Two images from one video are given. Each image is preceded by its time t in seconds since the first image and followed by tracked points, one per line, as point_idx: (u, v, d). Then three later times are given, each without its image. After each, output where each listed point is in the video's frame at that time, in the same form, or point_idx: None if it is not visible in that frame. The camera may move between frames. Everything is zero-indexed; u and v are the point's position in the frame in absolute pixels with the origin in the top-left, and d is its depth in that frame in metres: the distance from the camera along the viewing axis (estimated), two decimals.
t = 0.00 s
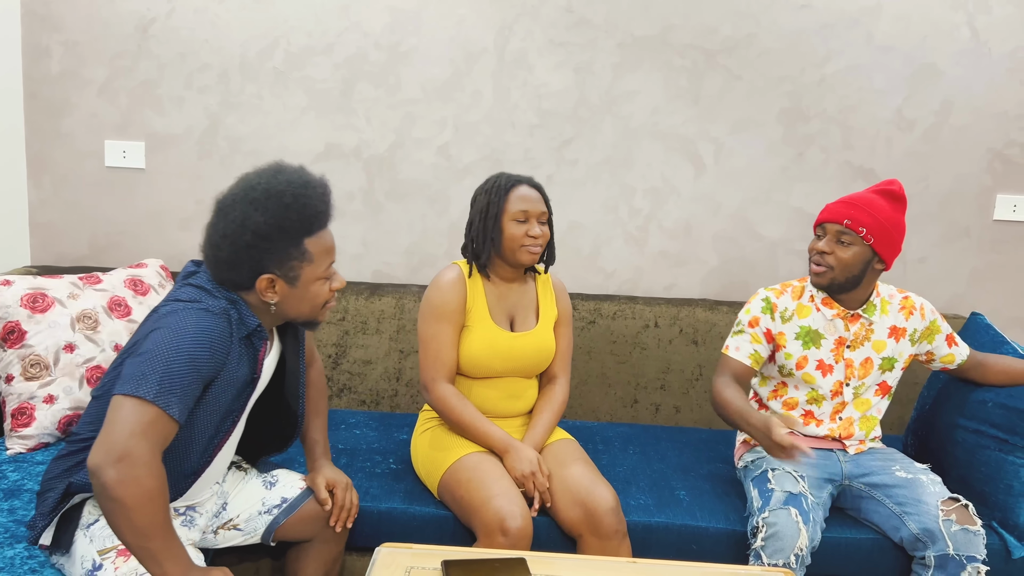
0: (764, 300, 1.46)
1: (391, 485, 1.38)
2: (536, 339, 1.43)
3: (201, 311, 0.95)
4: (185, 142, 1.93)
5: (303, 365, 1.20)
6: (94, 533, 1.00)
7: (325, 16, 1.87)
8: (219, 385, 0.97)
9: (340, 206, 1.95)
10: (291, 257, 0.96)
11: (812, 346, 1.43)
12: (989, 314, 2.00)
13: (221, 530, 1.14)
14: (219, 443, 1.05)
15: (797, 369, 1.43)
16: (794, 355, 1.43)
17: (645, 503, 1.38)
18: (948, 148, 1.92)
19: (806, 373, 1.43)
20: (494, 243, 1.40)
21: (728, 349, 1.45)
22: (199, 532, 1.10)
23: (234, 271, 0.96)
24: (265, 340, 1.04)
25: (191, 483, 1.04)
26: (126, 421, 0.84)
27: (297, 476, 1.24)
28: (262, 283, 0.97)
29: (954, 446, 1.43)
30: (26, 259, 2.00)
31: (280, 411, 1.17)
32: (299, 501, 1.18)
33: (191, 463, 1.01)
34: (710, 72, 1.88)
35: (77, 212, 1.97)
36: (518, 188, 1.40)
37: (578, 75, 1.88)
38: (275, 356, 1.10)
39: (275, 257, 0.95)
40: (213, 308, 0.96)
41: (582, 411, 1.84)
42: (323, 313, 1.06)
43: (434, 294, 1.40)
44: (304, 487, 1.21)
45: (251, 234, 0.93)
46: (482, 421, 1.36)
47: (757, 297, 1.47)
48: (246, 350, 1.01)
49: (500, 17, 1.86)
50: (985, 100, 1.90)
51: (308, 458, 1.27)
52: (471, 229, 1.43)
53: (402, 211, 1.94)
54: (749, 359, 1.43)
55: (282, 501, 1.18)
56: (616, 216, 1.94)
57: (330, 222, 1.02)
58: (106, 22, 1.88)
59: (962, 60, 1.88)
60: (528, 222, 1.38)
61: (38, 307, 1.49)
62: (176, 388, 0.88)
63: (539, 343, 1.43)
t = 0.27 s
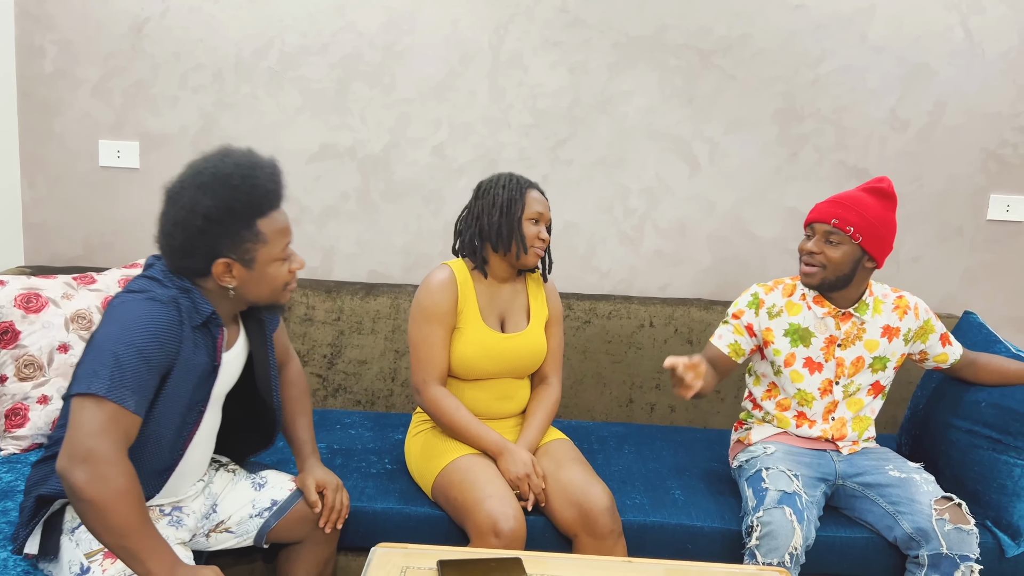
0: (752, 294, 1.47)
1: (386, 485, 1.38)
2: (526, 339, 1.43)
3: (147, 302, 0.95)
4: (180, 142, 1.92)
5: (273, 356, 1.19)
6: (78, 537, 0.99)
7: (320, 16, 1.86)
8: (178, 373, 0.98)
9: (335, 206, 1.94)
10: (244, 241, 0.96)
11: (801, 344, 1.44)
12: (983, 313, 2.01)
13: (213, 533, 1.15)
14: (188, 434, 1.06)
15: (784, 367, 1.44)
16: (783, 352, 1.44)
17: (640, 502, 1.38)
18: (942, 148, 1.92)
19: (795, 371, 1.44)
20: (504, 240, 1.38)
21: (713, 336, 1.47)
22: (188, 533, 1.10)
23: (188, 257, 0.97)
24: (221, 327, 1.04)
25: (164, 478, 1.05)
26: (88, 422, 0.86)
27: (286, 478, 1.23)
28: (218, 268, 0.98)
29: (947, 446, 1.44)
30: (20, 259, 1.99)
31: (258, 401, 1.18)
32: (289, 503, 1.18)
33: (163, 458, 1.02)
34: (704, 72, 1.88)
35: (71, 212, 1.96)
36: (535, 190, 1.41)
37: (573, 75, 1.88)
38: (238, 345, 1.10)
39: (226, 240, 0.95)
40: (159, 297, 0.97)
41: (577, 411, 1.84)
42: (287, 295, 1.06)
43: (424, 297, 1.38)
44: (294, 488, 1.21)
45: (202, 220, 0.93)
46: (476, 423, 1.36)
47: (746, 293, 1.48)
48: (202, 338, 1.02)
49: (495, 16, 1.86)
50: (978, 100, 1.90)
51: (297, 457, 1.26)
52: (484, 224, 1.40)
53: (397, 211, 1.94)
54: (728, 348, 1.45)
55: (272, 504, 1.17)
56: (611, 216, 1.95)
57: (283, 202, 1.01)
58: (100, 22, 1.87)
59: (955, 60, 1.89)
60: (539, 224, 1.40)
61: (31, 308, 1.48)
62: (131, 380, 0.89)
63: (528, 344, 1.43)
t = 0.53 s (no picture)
0: (742, 311, 1.46)
1: (381, 487, 1.38)
2: (512, 340, 1.42)
3: (103, 296, 0.96)
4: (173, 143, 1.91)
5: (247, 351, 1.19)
6: (67, 541, 0.99)
7: (315, 16, 1.86)
8: (145, 365, 0.99)
9: (329, 206, 1.94)
10: (203, 226, 0.97)
11: (795, 353, 1.43)
12: (977, 313, 2.02)
13: (206, 537, 1.14)
14: (164, 429, 1.06)
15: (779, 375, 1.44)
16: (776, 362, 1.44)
17: (636, 503, 1.38)
18: (936, 148, 1.93)
19: (788, 378, 1.44)
20: (493, 241, 1.38)
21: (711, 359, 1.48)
22: (180, 536, 1.10)
23: (149, 246, 0.98)
24: (187, 317, 1.05)
25: (145, 475, 1.05)
26: (63, 424, 0.89)
27: (278, 480, 1.23)
28: (180, 255, 0.98)
29: (940, 449, 1.44)
30: (13, 261, 1.98)
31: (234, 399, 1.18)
32: (281, 508, 1.17)
33: (141, 453, 1.02)
34: (700, 72, 1.88)
35: (64, 213, 1.95)
36: (525, 194, 1.40)
37: (568, 76, 1.88)
38: (208, 338, 1.11)
39: (186, 226, 0.96)
40: (114, 290, 0.97)
41: (573, 412, 1.84)
42: (253, 281, 1.07)
43: (410, 302, 1.38)
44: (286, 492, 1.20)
45: (159, 207, 0.95)
46: (466, 425, 1.35)
47: (737, 305, 1.48)
48: (167, 327, 1.03)
49: (490, 17, 1.85)
50: (972, 101, 1.91)
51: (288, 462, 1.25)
52: (474, 223, 1.39)
53: (392, 211, 1.94)
54: (730, 370, 1.46)
55: (264, 508, 1.16)
56: (606, 216, 1.95)
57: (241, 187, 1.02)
58: (93, 21, 1.86)
59: (949, 61, 1.89)
60: (528, 228, 1.39)
61: (24, 309, 1.48)
62: (94, 376, 0.91)
63: (515, 344, 1.42)
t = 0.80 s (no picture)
0: (734, 308, 1.47)
1: (376, 489, 1.38)
2: (501, 341, 1.42)
3: (82, 295, 0.96)
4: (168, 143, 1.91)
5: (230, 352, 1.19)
6: (63, 543, 0.99)
7: (310, 17, 1.86)
8: (130, 362, 0.99)
9: (325, 207, 1.94)
10: (181, 220, 0.98)
11: (786, 353, 1.44)
12: (971, 313, 2.03)
13: (202, 538, 1.14)
14: (152, 426, 1.06)
15: (771, 376, 1.45)
16: (768, 362, 1.44)
17: (632, 504, 1.38)
18: (930, 150, 1.94)
19: (781, 379, 1.45)
20: (480, 243, 1.38)
21: (700, 356, 1.49)
22: (176, 537, 1.10)
23: (127, 242, 0.99)
24: (167, 312, 1.06)
25: (136, 473, 1.05)
26: (56, 426, 0.89)
27: (274, 482, 1.22)
28: (159, 250, 0.99)
29: (934, 450, 1.45)
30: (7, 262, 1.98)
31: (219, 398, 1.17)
32: (276, 509, 1.17)
33: (131, 452, 1.02)
34: (695, 73, 1.89)
35: (59, 214, 1.95)
36: (512, 196, 1.41)
37: (564, 77, 1.88)
38: (191, 336, 1.11)
39: (163, 221, 0.97)
40: (93, 288, 0.98)
41: (568, 412, 1.85)
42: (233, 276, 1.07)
43: (396, 306, 1.38)
44: (282, 493, 1.20)
45: (136, 202, 0.96)
46: (457, 425, 1.35)
47: (729, 304, 1.48)
48: (148, 323, 1.03)
49: (486, 18, 1.86)
50: (965, 102, 1.92)
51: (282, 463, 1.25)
52: (460, 224, 1.39)
53: (387, 211, 1.94)
54: (718, 368, 1.47)
55: (260, 509, 1.16)
56: (601, 217, 1.95)
57: (218, 182, 1.04)
58: (87, 22, 1.86)
59: (943, 63, 1.90)
60: (514, 230, 1.40)
61: (18, 310, 1.47)
62: (81, 374, 0.91)
63: (504, 345, 1.43)
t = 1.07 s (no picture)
0: (730, 309, 1.46)
1: (371, 490, 1.37)
2: (491, 341, 1.42)
3: (60, 298, 0.96)
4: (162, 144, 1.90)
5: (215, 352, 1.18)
6: (54, 546, 0.98)
7: (305, 18, 1.86)
8: (113, 361, 0.99)
9: (320, 208, 1.93)
10: (158, 214, 0.98)
11: (782, 354, 1.44)
12: (965, 314, 2.03)
13: (194, 541, 1.13)
14: (138, 425, 1.06)
15: (766, 377, 1.45)
16: (764, 363, 1.44)
17: (627, 505, 1.38)
18: (924, 151, 1.94)
19: (776, 380, 1.45)
20: (470, 246, 1.38)
21: (695, 357, 1.48)
22: (168, 539, 1.09)
23: (104, 238, 0.98)
24: (148, 310, 1.06)
25: (125, 474, 1.05)
26: (41, 429, 0.89)
27: (267, 484, 1.22)
28: (136, 246, 0.99)
29: (929, 451, 1.45)
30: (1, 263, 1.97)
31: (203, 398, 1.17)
32: (269, 510, 1.16)
33: (119, 452, 1.02)
34: (689, 75, 1.89)
35: (53, 215, 1.94)
36: (500, 196, 1.41)
37: (559, 78, 1.88)
38: (172, 334, 1.11)
39: (140, 216, 0.97)
40: (70, 290, 0.97)
41: (564, 413, 1.84)
42: (212, 271, 1.08)
43: (387, 307, 1.38)
44: (274, 495, 1.19)
45: (111, 197, 0.95)
46: (450, 426, 1.35)
47: (724, 304, 1.48)
48: (128, 321, 1.03)
49: (481, 19, 1.86)
50: (959, 104, 1.92)
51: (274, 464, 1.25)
52: (448, 226, 1.39)
53: (382, 213, 1.93)
54: (714, 369, 1.46)
55: (253, 512, 1.15)
56: (597, 218, 1.95)
57: (193, 177, 1.04)
58: (81, 22, 1.85)
59: (937, 64, 1.90)
60: (501, 231, 1.40)
61: (11, 312, 1.46)
62: (63, 376, 0.91)
63: (495, 345, 1.43)
